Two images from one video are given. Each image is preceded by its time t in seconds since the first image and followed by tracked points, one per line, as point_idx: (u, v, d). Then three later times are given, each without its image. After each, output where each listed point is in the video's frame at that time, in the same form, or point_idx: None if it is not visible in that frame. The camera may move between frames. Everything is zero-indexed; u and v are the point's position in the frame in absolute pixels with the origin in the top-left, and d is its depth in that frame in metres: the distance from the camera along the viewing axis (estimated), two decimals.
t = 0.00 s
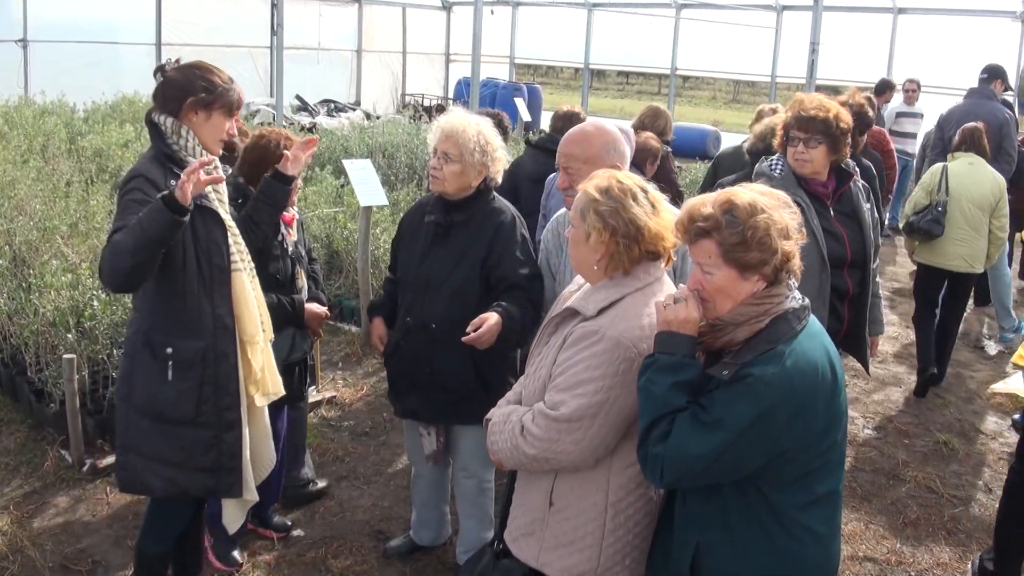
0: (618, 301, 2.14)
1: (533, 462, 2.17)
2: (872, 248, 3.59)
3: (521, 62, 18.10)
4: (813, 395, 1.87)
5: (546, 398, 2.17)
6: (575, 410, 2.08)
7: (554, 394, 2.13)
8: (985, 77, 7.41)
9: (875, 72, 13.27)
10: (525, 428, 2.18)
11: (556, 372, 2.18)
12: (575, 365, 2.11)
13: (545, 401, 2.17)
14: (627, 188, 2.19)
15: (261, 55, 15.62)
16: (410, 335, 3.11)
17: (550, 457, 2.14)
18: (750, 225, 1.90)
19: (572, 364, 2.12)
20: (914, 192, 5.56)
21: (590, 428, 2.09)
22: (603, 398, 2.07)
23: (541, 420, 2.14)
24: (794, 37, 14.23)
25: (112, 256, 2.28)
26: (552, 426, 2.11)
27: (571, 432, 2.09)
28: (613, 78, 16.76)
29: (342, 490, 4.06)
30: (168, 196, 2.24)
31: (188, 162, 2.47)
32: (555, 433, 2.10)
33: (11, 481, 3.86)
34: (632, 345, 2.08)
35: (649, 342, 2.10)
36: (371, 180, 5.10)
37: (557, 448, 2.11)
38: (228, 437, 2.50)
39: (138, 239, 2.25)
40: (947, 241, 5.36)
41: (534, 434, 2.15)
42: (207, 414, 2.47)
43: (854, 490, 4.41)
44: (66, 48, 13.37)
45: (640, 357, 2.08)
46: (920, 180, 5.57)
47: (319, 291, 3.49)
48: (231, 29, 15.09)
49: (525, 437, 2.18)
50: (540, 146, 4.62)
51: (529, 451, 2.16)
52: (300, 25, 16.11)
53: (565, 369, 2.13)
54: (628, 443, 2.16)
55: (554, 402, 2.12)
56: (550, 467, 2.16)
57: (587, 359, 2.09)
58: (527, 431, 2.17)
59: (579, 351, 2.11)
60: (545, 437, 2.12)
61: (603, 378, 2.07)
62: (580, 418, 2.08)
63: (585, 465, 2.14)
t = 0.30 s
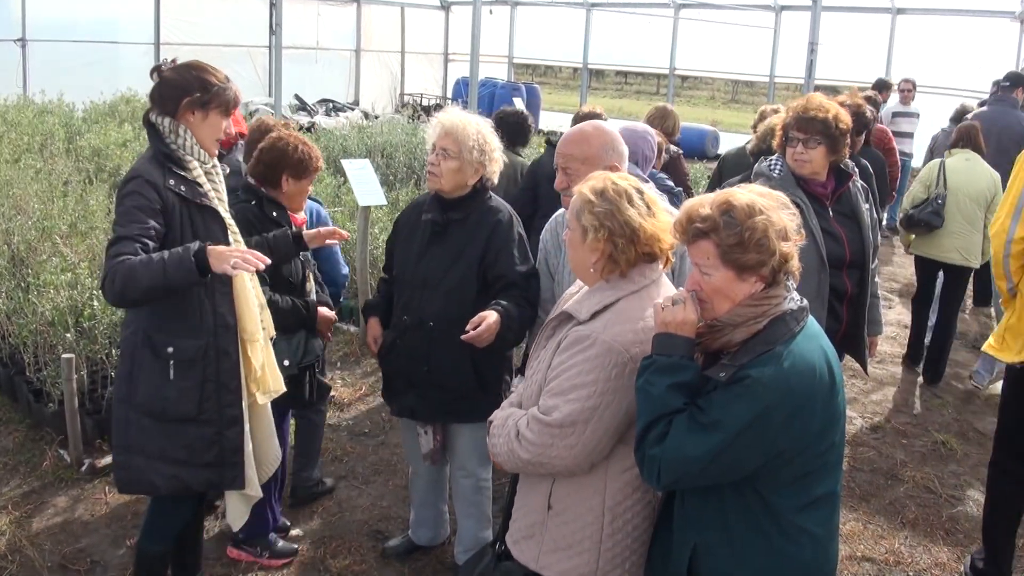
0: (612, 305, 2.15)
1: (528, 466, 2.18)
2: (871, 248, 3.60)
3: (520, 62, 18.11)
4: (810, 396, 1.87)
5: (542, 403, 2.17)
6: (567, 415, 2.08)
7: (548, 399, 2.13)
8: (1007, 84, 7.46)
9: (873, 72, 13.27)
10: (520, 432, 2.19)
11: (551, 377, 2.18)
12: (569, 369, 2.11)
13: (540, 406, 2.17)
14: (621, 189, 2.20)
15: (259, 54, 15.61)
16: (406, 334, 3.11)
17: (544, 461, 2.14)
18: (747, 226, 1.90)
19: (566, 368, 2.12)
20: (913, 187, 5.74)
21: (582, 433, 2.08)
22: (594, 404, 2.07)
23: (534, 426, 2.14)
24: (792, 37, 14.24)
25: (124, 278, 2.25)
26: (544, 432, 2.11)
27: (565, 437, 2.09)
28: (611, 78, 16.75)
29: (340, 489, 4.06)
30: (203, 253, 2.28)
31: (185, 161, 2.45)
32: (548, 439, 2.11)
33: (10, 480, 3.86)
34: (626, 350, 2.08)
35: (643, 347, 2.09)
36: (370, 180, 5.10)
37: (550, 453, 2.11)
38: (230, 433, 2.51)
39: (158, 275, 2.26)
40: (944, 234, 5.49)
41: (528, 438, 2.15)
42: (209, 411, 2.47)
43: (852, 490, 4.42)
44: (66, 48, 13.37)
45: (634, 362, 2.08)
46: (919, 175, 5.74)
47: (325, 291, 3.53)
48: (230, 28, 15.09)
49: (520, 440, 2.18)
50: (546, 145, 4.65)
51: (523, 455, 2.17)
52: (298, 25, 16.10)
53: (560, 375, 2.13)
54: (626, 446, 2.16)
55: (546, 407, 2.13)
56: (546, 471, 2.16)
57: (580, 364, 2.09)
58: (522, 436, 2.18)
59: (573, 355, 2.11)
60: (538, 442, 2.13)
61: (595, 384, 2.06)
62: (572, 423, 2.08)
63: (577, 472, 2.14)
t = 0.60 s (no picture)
0: (611, 307, 2.15)
1: (530, 467, 2.19)
2: (870, 249, 3.60)
3: (519, 62, 18.11)
4: (806, 397, 1.87)
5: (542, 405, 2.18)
6: (564, 418, 2.09)
7: (546, 402, 2.14)
8: None
9: (872, 72, 13.28)
10: (520, 435, 2.20)
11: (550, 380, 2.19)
12: (567, 372, 2.12)
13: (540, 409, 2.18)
14: (620, 192, 2.20)
15: (258, 54, 15.61)
16: (404, 334, 3.11)
17: (544, 463, 2.15)
18: (742, 228, 1.90)
19: (565, 371, 2.13)
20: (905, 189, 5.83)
21: (580, 437, 2.09)
22: (592, 407, 2.07)
23: (533, 429, 2.15)
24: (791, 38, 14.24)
25: (131, 277, 2.24)
26: (543, 434, 2.12)
27: (562, 440, 2.10)
28: (609, 79, 16.71)
29: (339, 489, 4.06)
30: (213, 252, 2.29)
31: (183, 161, 2.46)
32: (546, 441, 2.12)
33: (10, 480, 3.86)
34: (620, 354, 2.08)
35: (642, 350, 2.09)
36: (370, 180, 5.10)
37: (550, 455, 2.13)
38: (226, 434, 2.51)
39: (167, 273, 2.25)
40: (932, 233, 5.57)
41: (528, 441, 2.17)
42: (205, 411, 2.47)
43: (851, 490, 4.42)
44: (65, 47, 13.37)
45: (633, 364, 2.09)
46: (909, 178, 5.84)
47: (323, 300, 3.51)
48: (228, 28, 15.09)
49: (521, 442, 2.20)
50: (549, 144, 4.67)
51: (524, 457, 2.18)
52: (297, 25, 16.10)
53: (559, 378, 2.14)
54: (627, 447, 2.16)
55: (545, 410, 2.14)
56: (546, 473, 2.17)
57: (577, 368, 2.10)
58: (523, 438, 2.19)
59: (570, 359, 2.12)
60: (537, 445, 2.14)
61: (593, 387, 2.07)
62: (570, 426, 2.09)
63: (579, 473, 2.14)
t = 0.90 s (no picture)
0: (625, 301, 2.15)
1: (539, 459, 2.19)
2: (870, 250, 3.61)
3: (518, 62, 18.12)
4: (802, 396, 1.87)
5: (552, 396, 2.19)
6: (578, 408, 2.09)
7: (560, 392, 2.14)
8: None
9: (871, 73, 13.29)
10: (531, 425, 2.21)
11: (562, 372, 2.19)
12: (582, 362, 2.12)
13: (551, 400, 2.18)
14: (638, 188, 2.19)
15: (258, 54, 15.61)
16: (404, 333, 3.11)
17: (555, 454, 2.15)
18: (737, 229, 1.90)
19: (579, 362, 2.13)
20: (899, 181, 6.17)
21: (593, 427, 2.10)
22: (606, 398, 2.08)
23: (545, 419, 2.16)
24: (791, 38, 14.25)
25: (170, 224, 2.24)
26: (555, 423, 2.13)
27: (575, 430, 2.10)
28: (609, 79, 16.74)
29: (338, 489, 4.07)
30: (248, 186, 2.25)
31: (181, 159, 2.51)
32: (559, 431, 2.12)
33: (9, 479, 3.86)
34: (635, 347, 2.08)
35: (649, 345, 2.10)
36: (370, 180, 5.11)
37: (561, 446, 2.13)
38: (220, 428, 2.50)
39: (205, 215, 2.24)
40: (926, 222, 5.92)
41: (539, 431, 2.16)
42: (202, 404, 2.47)
43: (849, 490, 4.43)
44: (64, 46, 13.38)
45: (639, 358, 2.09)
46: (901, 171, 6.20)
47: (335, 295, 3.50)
48: (228, 28, 15.09)
49: (531, 433, 2.20)
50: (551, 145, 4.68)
51: (534, 447, 2.19)
52: (297, 25, 16.11)
53: (572, 370, 2.14)
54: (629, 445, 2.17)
55: (559, 399, 2.14)
56: (555, 464, 2.17)
57: (591, 359, 2.10)
58: (534, 428, 2.19)
59: (585, 350, 2.13)
60: (550, 435, 2.14)
61: (607, 379, 2.08)
62: (583, 417, 2.09)
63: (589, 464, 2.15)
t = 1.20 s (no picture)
0: (635, 293, 2.14)
1: (546, 447, 2.20)
2: (871, 250, 3.61)
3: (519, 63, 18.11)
4: (797, 394, 1.86)
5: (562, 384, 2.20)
6: (584, 394, 2.10)
7: (567, 379, 2.16)
8: None
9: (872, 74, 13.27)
10: (540, 412, 2.22)
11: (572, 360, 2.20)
12: (590, 350, 2.12)
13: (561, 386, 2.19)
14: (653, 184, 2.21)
15: (258, 54, 15.61)
16: (404, 332, 3.10)
17: (562, 441, 2.16)
18: (733, 230, 1.90)
19: (587, 350, 2.14)
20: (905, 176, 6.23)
21: (598, 413, 2.11)
22: (611, 385, 2.09)
23: (553, 405, 2.16)
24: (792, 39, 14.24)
25: (188, 206, 2.24)
26: (562, 410, 2.14)
27: (581, 416, 2.11)
28: (609, 79, 16.74)
29: (338, 489, 4.07)
30: (269, 168, 2.27)
31: (186, 156, 2.50)
32: (565, 417, 2.14)
33: (9, 478, 3.85)
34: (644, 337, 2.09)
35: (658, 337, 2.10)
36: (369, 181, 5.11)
37: (566, 431, 2.14)
38: (227, 425, 2.51)
39: (223, 195, 2.24)
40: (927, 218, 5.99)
41: (546, 418, 2.17)
42: (212, 400, 2.47)
43: (850, 491, 4.43)
44: (64, 46, 13.36)
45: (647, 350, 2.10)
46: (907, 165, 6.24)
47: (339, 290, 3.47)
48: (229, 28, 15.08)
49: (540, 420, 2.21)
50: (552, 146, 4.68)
51: (541, 434, 2.19)
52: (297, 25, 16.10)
53: (580, 357, 2.15)
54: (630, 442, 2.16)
55: (567, 386, 2.15)
56: (560, 451, 2.18)
57: (598, 347, 2.11)
58: (542, 415, 2.20)
59: (592, 338, 2.13)
60: (556, 421, 2.15)
61: (615, 367, 2.08)
62: (588, 403, 2.11)
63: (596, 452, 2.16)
